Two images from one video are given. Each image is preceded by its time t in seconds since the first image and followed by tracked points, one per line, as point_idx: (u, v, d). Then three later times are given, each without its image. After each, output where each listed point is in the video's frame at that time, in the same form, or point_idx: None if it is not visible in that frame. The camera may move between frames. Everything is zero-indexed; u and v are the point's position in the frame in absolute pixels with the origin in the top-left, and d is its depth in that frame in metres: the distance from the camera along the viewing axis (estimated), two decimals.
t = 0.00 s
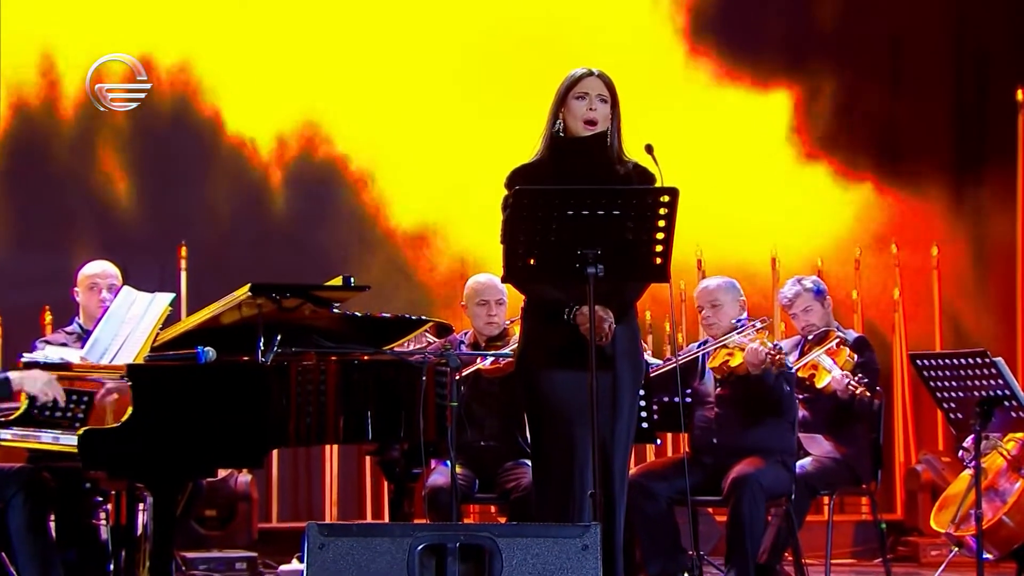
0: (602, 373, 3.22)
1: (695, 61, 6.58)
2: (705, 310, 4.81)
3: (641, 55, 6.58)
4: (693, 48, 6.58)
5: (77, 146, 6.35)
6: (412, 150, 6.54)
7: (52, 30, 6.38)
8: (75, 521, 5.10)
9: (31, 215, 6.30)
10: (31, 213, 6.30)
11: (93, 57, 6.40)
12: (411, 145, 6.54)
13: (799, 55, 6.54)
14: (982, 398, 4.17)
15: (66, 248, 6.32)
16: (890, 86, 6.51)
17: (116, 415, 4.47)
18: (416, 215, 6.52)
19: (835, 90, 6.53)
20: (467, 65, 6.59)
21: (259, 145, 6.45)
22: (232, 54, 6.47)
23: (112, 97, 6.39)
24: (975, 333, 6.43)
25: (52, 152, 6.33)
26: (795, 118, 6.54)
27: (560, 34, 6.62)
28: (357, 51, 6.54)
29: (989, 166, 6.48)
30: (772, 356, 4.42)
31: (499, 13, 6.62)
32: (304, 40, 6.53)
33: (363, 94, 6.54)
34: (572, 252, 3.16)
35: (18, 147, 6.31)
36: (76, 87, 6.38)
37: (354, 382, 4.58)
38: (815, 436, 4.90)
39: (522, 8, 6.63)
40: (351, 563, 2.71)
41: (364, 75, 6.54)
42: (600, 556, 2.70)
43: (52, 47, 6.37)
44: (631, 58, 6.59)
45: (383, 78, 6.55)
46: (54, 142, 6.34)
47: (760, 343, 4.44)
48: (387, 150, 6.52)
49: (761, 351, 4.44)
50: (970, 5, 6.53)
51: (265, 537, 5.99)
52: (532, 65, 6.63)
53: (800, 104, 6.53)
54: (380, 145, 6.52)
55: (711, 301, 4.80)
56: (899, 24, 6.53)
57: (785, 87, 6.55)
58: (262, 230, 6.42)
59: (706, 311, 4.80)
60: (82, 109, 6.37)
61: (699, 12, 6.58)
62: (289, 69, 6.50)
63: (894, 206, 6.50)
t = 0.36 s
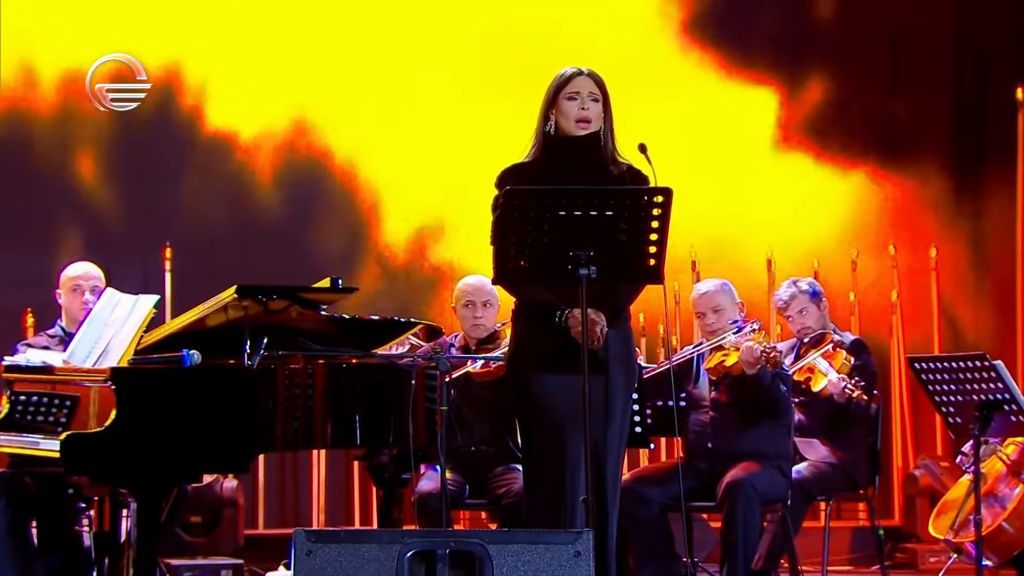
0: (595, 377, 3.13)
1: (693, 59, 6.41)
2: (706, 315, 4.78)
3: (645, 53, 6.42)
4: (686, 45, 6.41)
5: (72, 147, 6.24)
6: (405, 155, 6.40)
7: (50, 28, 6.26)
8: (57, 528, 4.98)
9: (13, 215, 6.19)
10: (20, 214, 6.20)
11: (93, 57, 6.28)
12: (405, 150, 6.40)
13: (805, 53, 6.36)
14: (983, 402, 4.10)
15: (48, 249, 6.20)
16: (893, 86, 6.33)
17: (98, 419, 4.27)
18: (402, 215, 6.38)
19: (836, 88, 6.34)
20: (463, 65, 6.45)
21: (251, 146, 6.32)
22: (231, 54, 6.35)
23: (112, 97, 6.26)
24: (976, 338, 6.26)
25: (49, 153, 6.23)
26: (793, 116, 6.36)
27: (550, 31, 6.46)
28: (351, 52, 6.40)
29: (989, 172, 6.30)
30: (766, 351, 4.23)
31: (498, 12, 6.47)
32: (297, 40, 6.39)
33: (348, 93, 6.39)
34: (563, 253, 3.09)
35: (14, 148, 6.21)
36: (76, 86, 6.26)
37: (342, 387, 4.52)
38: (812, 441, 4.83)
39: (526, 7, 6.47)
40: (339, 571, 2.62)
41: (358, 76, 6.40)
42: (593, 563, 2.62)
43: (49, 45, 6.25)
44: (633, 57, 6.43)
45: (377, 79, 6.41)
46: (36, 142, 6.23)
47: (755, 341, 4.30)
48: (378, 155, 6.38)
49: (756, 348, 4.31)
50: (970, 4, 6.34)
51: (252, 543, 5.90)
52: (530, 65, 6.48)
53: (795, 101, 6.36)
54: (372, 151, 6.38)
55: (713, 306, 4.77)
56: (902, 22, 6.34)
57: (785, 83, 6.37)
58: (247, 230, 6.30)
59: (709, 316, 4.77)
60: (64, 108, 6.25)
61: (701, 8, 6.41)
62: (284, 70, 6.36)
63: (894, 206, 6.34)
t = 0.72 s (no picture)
0: (586, 381, 3.05)
1: (694, 59, 6.28)
2: (702, 317, 4.71)
3: (648, 53, 6.28)
4: (681, 42, 6.28)
5: (67, 148, 6.14)
6: (397, 155, 6.30)
7: (49, 26, 6.16)
8: (38, 539, 4.86)
9: None
10: (9, 214, 6.08)
11: (92, 56, 6.17)
12: (397, 149, 6.30)
13: (807, 53, 6.24)
14: (981, 406, 4.02)
15: (29, 251, 6.08)
16: (895, 86, 6.22)
17: (81, 423, 4.20)
18: (390, 217, 6.27)
19: (836, 87, 6.22)
20: (456, 66, 6.33)
21: (245, 148, 6.22)
22: (231, 54, 6.25)
23: (112, 97, 6.16)
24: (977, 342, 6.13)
25: (47, 154, 6.12)
26: (792, 114, 6.24)
27: (541, 29, 6.34)
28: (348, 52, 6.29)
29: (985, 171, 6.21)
30: (759, 361, 4.24)
31: (499, 12, 6.35)
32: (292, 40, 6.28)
33: (336, 92, 6.28)
34: (554, 254, 3.02)
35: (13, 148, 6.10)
36: (77, 87, 6.16)
37: (329, 391, 4.41)
38: (807, 446, 4.78)
39: (527, 10, 6.35)
40: None
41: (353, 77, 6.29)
42: (585, 570, 2.59)
43: (48, 44, 6.14)
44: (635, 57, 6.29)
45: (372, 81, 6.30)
46: (17, 141, 6.11)
47: (748, 349, 4.28)
48: (370, 155, 6.28)
49: (748, 357, 4.28)
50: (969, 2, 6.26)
51: (238, 551, 5.80)
52: (527, 65, 6.36)
53: (790, 100, 6.23)
54: (365, 150, 6.28)
55: (708, 308, 4.71)
56: (903, 21, 6.24)
57: (785, 82, 6.24)
58: (231, 232, 6.19)
59: (704, 318, 4.71)
60: (45, 106, 6.13)
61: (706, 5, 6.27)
62: (273, 68, 6.26)
63: (891, 205, 6.23)
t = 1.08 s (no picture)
0: (576, 386, 2.97)
1: (694, 60, 6.20)
2: (693, 319, 4.63)
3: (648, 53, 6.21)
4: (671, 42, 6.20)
5: (64, 149, 6.06)
6: (386, 158, 6.20)
7: (49, 26, 6.10)
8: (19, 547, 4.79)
9: None
10: (1, 216, 6.01)
11: (93, 56, 6.11)
12: (387, 152, 6.20)
13: (807, 54, 6.16)
14: (977, 411, 3.95)
15: (9, 254, 6.00)
16: (891, 86, 6.12)
17: (62, 430, 4.10)
18: (375, 219, 6.16)
19: (829, 87, 6.13)
20: (450, 68, 6.24)
21: (239, 149, 6.13)
22: (229, 54, 6.16)
23: (112, 97, 6.07)
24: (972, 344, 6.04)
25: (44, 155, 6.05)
26: (789, 115, 6.14)
27: (530, 28, 6.24)
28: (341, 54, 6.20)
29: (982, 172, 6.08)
30: (748, 370, 4.18)
31: (498, 13, 6.25)
32: (286, 41, 6.19)
33: (322, 92, 6.20)
34: (544, 257, 2.94)
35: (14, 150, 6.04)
36: (70, 87, 6.09)
37: (315, 394, 4.39)
38: (801, 452, 4.74)
39: (523, 10, 6.25)
40: None
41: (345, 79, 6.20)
42: None
43: (49, 46, 6.09)
44: (634, 57, 6.21)
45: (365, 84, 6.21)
46: None
47: (735, 358, 4.21)
48: (359, 157, 6.18)
49: (736, 366, 4.21)
50: None
51: (221, 559, 5.69)
52: (521, 66, 6.25)
53: (783, 100, 6.15)
54: (355, 153, 6.18)
55: (699, 309, 4.63)
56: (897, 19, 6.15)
57: (783, 83, 6.15)
58: (216, 235, 6.10)
59: (696, 320, 4.62)
60: (27, 107, 6.05)
61: (707, 5, 6.19)
62: (258, 68, 6.17)
63: (886, 207, 6.14)
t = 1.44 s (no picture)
0: (565, 390, 2.91)
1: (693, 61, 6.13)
2: (677, 320, 4.57)
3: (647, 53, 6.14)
4: (662, 41, 6.12)
5: (59, 150, 5.98)
6: (377, 160, 6.11)
7: (47, 26, 6.03)
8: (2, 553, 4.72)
9: None
10: None
11: (92, 57, 6.02)
12: (378, 154, 6.11)
13: (807, 54, 6.07)
14: (973, 416, 3.89)
15: None
16: (887, 86, 6.03)
17: (42, 434, 4.07)
18: (362, 220, 6.07)
19: (820, 85, 6.04)
20: (445, 68, 6.14)
21: (229, 149, 6.04)
22: (228, 55, 6.08)
23: (112, 97, 6.01)
24: (970, 348, 5.93)
25: (34, 156, 5.96)
26: (786, 115, 6.07)
27: (519, 27, 6.16)
28: (337, 55, 6.12)
29: (976, 171, 5.99)
30: (738, 377, 4.19)
31: (498, 13, 6.16)
32: (281, 42, 6.11)
33: (309, 92, 6.11)
34: (532, 260, 2.86)
35: (11, 150, 5.96)
36: (52, 86, 6.00)
37: (300, 398, 4.31)
38: (793, 457, 4.68)
39: (521, 11, 6.16)
40: None
41: (340, 81, 6.11)
42: None
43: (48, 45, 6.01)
44: (634, 58, 6.13)
45: (359, 85, 6.12)
46: None
47: (723, 365, 4.21)
48: (349, 159, 6.09)
49: (725, 372, 4.21)
50: None
51: (202, 566, 5.60)
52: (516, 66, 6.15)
53: (775, 99, 6.07)
54: (346, 154, 6.09)
55: (684, 310, 4.57)
56: (891, 17, 6.05)
57: (780, 83, 6.07)
58: (198, 236, 6.02)
59: (680, 320, 4.56)
60: (9, 107, 5.96)
61: (708, 5, 6.10)
62: (244, 67, 6.08)
63: (880, 208, 6.04)
